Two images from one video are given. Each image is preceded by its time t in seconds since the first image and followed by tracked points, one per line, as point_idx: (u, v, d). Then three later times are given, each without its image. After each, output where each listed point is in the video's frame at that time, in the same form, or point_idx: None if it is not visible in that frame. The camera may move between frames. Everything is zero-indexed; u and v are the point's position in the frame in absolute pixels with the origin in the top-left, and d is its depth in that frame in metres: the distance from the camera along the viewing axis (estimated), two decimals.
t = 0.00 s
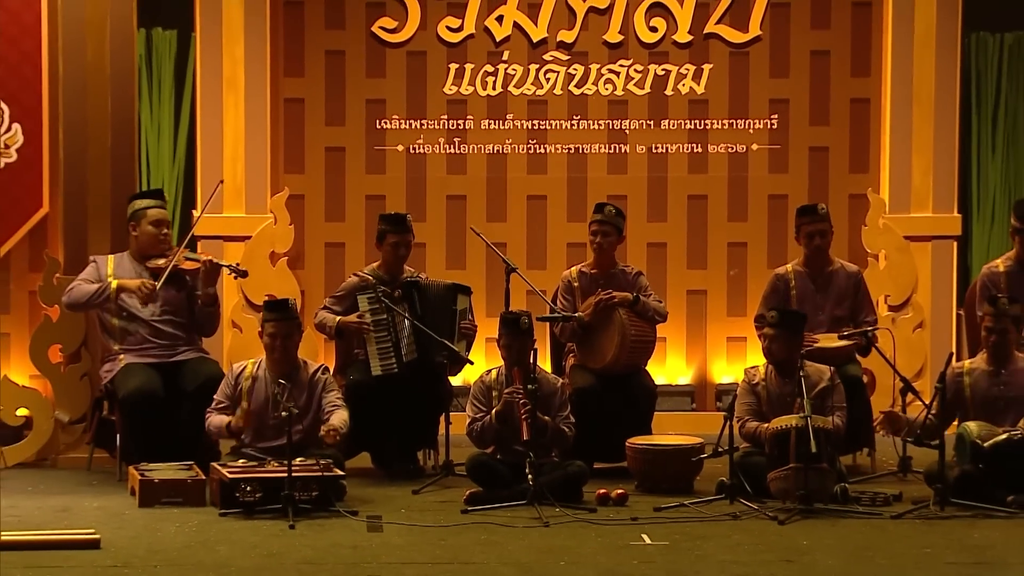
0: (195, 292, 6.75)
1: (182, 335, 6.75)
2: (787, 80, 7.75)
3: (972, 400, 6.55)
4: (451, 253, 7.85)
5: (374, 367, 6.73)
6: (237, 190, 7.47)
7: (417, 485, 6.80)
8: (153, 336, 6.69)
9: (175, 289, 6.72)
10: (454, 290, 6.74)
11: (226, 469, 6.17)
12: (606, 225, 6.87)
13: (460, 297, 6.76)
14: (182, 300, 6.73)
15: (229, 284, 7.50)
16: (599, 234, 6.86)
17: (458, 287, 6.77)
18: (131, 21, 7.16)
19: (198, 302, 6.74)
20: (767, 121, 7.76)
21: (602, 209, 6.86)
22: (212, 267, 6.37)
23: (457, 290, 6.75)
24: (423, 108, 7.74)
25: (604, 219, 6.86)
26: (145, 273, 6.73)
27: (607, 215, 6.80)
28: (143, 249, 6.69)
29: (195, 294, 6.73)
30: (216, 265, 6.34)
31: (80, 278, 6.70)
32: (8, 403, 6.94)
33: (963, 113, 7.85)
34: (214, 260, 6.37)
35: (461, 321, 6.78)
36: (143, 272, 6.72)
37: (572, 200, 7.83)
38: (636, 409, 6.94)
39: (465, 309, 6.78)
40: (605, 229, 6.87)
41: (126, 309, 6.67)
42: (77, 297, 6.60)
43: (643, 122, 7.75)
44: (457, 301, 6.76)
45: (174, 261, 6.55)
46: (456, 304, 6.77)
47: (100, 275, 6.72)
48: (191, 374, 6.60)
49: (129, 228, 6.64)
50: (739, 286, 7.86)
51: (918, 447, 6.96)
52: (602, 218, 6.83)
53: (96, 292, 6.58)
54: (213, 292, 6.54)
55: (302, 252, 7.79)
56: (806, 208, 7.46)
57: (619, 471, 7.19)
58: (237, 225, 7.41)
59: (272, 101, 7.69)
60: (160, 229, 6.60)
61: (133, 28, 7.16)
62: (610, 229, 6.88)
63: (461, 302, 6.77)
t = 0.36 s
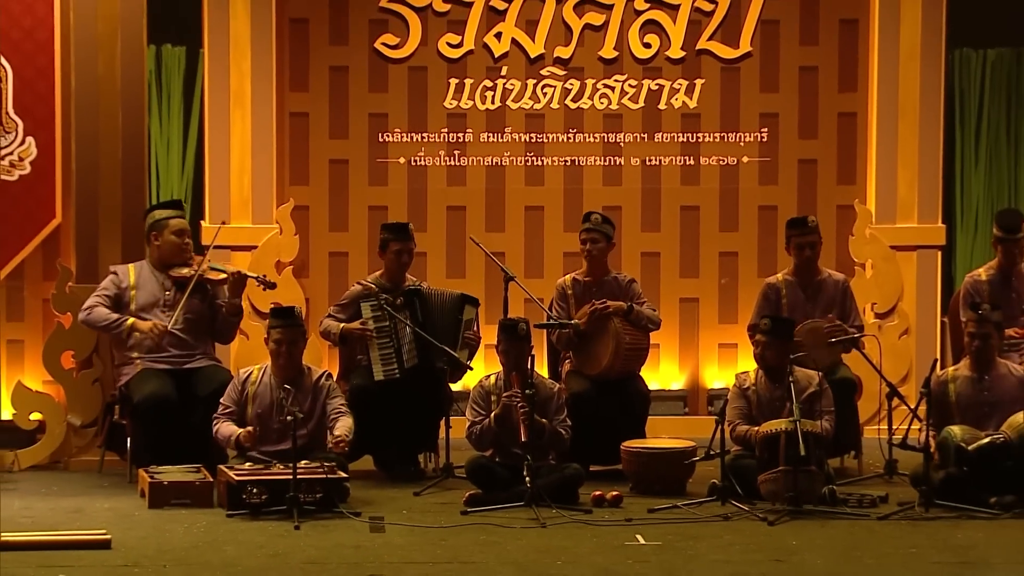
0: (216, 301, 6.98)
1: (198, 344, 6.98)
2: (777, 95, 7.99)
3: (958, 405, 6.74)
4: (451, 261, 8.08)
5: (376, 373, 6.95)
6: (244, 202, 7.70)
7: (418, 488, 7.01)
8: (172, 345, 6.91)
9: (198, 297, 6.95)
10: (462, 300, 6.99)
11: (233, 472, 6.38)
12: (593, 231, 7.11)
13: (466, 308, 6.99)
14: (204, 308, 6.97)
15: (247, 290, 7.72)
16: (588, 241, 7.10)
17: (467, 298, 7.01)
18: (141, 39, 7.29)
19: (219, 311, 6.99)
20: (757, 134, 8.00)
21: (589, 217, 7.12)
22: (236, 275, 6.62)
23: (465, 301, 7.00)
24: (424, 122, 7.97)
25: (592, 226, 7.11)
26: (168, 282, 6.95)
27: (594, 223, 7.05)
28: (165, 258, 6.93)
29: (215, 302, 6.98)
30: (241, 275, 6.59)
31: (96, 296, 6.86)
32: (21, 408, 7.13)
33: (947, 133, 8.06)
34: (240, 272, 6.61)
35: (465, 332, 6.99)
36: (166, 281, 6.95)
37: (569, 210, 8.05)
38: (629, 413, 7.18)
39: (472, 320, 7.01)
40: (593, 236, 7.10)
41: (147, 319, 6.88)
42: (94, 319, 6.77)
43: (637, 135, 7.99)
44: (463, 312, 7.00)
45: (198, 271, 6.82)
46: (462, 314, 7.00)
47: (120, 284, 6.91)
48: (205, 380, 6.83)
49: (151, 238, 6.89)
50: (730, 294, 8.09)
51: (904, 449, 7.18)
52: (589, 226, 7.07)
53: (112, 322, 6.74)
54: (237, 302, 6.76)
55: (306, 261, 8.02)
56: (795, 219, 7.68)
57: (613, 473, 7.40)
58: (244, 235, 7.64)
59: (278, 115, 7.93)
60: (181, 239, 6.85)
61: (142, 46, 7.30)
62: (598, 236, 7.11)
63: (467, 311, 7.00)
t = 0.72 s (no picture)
0: (223, 322, 7.27)
1: (204, 355, 7.26)
2: (760, 110, 8.27)
3: (934, 410, 6.99)
4: (446, 271, 8.35)
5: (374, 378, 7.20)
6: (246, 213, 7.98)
7: (413, 489, 7.28)
8: (178, 354, 7.19)
9: (207, 317, 7.23)
10: (464, 312, 7.30)
11: (236, 474, 6.65)
12: (577, 241, 7.39)
13: (468, 319, 7.30)
14: (211, 326, 7.25)
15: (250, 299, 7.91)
16: (574, 251, 7.36)
17: (468, 310, 7.31)
18: (147, 56, 7.58)
19: (225, 331, 7.27)
20: (741, 148, 8.28)
21: (573, 228, 7.38)
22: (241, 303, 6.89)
23: (467, 312, 7.30)
24: (420, 136, 8.25)
25: (576, 237, 7.39)
26: (181, 298, 7.22)
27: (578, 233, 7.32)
28: (182, 274, 7.20)
29: (222, 324, 7.26)
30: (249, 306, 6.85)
31: (108, 297, 7.18)
32: (33, 412, 7.37)
33: (925, 147, 8.60)
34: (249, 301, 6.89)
35: (465, 341, 7.28)
36: (179, 297, 7.22)
37: (559, 221, 8.32)
38: (618, 419, 7.45)
39: (472, 331, 7.30)
40: (577, 245, 7.37)
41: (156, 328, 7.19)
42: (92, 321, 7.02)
43: (625, 150, 8.27)
44: (465, 322, 7.30)
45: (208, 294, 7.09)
46: (464, 325, 7.29)
47: (135, 292, 7.23)
48: (209, 387, 7.13)
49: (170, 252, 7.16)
50: (715, 302, 8.36)
51: (881, 452, 7.45)
52: (573, 235, 7.35)
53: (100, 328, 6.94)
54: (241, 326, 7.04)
55: (306, 271, 8.29)
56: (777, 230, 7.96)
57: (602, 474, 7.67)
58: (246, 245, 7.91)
59: (279, 130, 8.20)
60: (198, 259, 7.12)
61: (148, 62, 7.57)
62: (583, 245, 7.38)
63: (468, 322, 7.30)
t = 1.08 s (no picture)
0: (231, 326, 7.53)
1: (212, 361, 7.52)
2: (749, 124, 8.53)
3: (919, 414, 7.22)
4: (446, 280, 8.60)
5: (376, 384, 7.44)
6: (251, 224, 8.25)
7: (412, 491, 7.52)
8: (186, 359, 7.44)
9: (216, 322, 7.49)
10: (471, 323, 7.53)
11: (242, 477, 6.88)
12: (568, 251, 7.65)
13: (474, 330, 7.53)
14: (218, 330, 7.50)
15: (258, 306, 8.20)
16: (565, 261, 7.64)
17: (474, 322, 7.54)
18: (155, 74, 7.81)
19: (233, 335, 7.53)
20: (731, 161, 8.54)
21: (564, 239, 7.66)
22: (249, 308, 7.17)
23: (473, 324, 7.53)
24: (420, 149, 8.51)
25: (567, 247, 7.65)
26: (190, 303, 7.49)
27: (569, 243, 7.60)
28: (190, 282, 7.49)
29: (231, 328, 7.52)
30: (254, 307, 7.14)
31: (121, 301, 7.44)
32: (43, 416, 7.64)
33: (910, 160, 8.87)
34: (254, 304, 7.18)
35: (468, 353, 7.52)
36: (189, 302, 7.49)
37: (555, 232, 8.57)
38: (613, 425, 7.69)
39: (477, 342, 7.53)
40: (569, 255, 7.65)
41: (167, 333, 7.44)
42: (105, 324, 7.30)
43: (618, 162, 8.53)
44: (470, 334, 7.53)
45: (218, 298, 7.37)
46: (469, 336, 7.53)
47: (146, 297, 7.48)
48: (217, 392, 7.38)
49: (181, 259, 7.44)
50: (705, 309, 8.62)
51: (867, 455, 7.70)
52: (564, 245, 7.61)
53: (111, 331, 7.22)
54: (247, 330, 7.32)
55: (309, 280, 8.54)
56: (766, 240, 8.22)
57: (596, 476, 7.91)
58: (252, 256, 8.20)
59: (284, 144, 8.46)
60: (205, 266, 7.40)
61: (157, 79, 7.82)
62: (574, 255, 7.65)
63: (473, 334, 7.53)
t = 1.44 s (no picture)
0: (241, 328, 7.81)
1: (222, 364, 7.76)
2: (739, 139, 8.82)
3: (904, 419, 7.48)
4: (447, 289, 8.88)
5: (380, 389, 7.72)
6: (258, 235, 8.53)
7: (414, 493, 7.78)
8: (198, 363, 7.69)
9: (228, 324, 7.77)
10: (478, 337, 7.82)
11: (250, 479, 7.15)
12: (563, 262, 7.94)
13: (482, 343, 7.82)
14: (229, 333, 7.77)
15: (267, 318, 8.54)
16: (560, 272, 7.92)
17: (481, 336, 7.83)
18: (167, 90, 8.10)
19: (244, 338, 7.80)
20: (722, 175, 8.83)
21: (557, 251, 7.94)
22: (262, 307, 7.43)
23: (480, 337, 7.83)
24: (421, 163, 8.79)
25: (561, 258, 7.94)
26: (201, 309, 7.77)
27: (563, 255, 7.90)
28: (200, 288, 7.77)
29: (242, 329, 7.79)
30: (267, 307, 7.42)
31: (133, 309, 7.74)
32: (58, 421, 7.91)
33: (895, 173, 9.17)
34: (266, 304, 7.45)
35: (473, 364, 7.81)
36: (199, 307, 7.77)
37: (552, 242, 8.84)
38: (608, 428, 7.97)
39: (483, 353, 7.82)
40: (563, 265, 7.93)
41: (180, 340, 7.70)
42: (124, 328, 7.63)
43: (613, 176, 8.81)
44: (477, 347, 7.82)
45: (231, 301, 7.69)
46: (477, 349, 7.82)
47: (158, 305, 7.77)
48: (226, 397, 7.63)
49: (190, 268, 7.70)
50: (698, 317, 8.89)
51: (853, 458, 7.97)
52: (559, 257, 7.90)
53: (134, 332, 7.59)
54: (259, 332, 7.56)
55: (314, 289, 8.82)
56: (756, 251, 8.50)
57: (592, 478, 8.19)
58: (258, 266, 8.50)
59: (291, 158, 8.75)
60: (215, 272, 7.69)
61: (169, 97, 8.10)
62: (568, 266, 7.93)
63: (481, 347, 7.82)
